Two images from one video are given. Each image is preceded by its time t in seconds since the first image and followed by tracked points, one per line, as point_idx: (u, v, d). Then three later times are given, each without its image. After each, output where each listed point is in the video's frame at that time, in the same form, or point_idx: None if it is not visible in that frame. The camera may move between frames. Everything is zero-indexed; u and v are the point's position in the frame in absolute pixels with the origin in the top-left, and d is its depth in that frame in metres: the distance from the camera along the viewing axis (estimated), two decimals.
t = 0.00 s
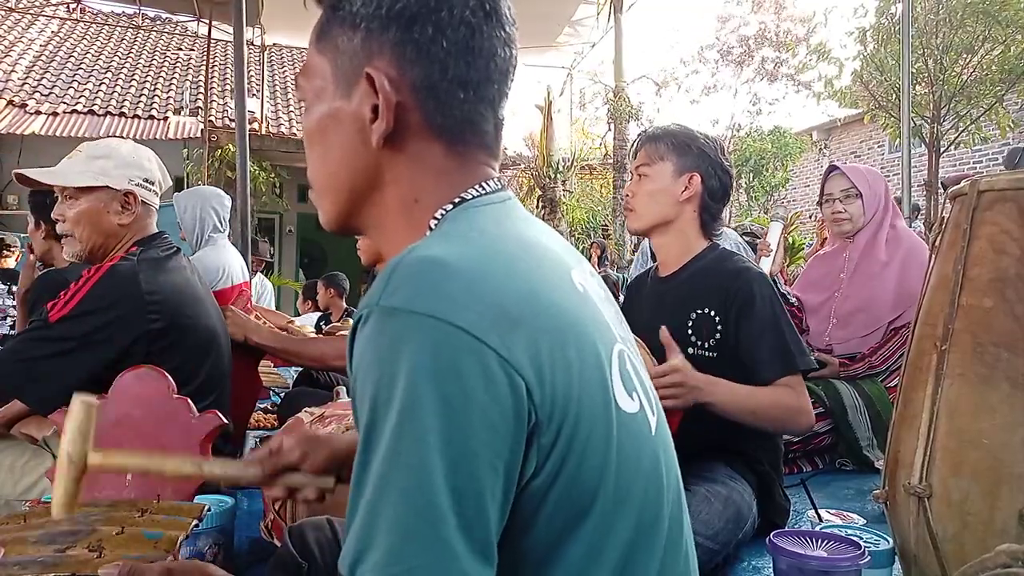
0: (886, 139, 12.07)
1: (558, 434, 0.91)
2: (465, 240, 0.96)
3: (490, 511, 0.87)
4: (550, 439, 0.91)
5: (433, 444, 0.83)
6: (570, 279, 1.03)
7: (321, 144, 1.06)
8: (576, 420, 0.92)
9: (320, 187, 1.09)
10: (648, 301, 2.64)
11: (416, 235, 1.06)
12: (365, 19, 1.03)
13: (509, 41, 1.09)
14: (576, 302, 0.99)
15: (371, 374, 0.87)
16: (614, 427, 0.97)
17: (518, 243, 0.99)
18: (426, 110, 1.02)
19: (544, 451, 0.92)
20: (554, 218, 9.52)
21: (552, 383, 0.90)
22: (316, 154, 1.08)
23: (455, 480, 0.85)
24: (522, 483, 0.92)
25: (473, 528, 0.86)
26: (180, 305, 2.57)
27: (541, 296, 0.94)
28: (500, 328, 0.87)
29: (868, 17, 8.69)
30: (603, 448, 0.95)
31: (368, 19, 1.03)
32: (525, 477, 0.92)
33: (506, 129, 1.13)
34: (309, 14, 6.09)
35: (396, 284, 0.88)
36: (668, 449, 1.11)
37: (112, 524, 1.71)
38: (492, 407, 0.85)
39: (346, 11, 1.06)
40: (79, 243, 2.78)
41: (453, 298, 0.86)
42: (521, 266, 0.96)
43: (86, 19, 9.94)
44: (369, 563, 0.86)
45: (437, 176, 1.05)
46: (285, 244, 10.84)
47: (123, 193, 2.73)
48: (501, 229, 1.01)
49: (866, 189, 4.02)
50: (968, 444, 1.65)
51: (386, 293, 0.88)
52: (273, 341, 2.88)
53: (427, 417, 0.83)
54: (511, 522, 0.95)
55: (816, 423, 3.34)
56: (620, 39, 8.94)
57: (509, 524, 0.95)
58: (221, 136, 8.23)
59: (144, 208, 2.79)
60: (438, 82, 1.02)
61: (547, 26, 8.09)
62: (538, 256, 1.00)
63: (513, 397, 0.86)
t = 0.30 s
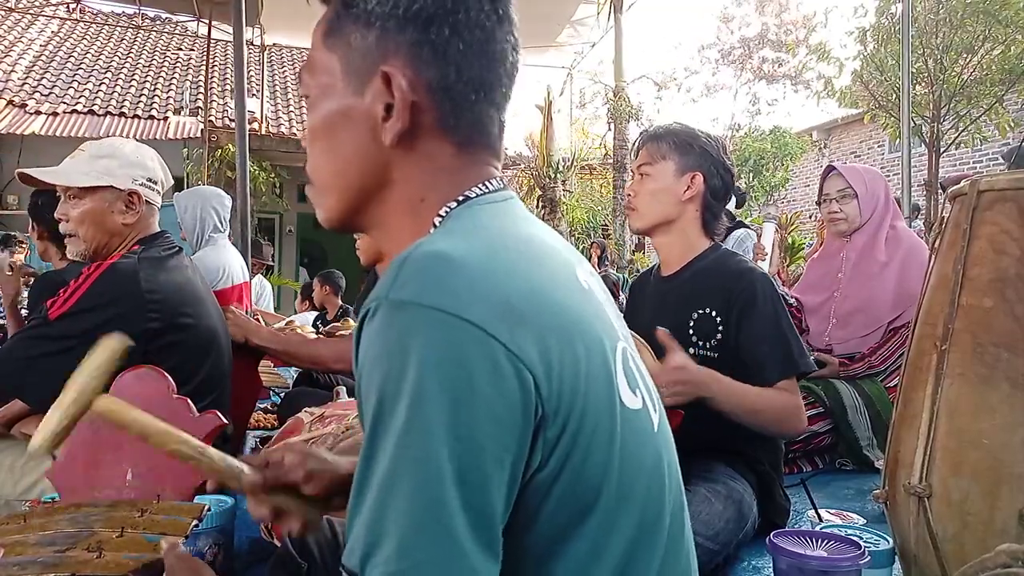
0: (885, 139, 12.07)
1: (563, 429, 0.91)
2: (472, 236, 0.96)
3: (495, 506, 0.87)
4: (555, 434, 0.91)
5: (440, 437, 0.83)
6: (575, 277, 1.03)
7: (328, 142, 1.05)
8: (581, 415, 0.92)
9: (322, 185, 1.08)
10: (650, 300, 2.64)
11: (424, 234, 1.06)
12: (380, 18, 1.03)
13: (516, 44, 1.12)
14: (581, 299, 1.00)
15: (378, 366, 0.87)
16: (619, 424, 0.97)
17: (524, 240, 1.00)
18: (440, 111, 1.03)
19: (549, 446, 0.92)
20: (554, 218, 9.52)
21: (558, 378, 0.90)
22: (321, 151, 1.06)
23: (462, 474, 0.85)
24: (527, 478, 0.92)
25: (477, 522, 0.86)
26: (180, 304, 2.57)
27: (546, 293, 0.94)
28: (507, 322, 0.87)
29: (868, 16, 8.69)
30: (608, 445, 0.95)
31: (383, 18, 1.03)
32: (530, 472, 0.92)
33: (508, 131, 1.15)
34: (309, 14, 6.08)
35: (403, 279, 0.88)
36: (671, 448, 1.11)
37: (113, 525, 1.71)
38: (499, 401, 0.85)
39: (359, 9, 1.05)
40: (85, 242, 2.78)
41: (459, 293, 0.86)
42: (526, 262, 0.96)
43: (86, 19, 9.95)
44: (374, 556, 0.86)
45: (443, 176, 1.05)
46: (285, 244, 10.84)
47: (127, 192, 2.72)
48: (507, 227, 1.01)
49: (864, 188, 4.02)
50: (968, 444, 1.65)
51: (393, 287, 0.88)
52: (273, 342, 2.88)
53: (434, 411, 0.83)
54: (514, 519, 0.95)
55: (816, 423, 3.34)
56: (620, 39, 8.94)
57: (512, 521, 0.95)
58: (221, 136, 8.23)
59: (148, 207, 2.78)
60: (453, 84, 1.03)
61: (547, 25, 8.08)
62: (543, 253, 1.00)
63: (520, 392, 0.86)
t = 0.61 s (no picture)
0: (886, 139, 12.06)
1: (555, 425, 0.91)
2: (465, 234, 0.96)
3: (486, 501, 0.87)
4: (546, 430, 0.91)
5: (430, 432, 0.84)
6: (570, 274, 1.03)
7: (360, 131, 1.03)
8: (573, 412, 0.92)
9: (336, 174, 1.04)
10: (654, 299, 2.64)
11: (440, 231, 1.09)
12: (436, 17, 1.05)
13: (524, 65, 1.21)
14: (575, 297, 1.00)
15: (370, 362, 0.87)
16: (612, 421, 0.97)
17: (518, 238, 1.00)
18: (477, 119, 1.09)
19: (540, 442, 0.92)
20: (554, 218, 9.51)
21: (549, 374, 0.90)
22: (347, 138, 1.03)
23: (452, 469, 0.85)
24: (519, 473, 0.92)
25: (468, 517, 0.86)
26: (179, 304, 2.57)
27: (541, 290, 0.94)
28: (499, 318, 0.87)
29: (868, 16, 8.67)
30: (600, 442, 0.95)
31: (440, 19, 1.05)
32: (522, 467, 0.92)
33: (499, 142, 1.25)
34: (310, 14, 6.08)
35: (395, 274, 0.88)
36: (666, 446, 1.10)
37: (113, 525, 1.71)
38: (489, 396, 0.85)
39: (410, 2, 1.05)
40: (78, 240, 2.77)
41: (452, 289, 0.86)
42: (520, 260, 0.96)
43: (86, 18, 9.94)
44: (364, 550, 0.86)
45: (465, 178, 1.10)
46: (285, 244, 10.84)
47: (126, 193, 2.72)
48: (502, 225, 1.01)
49: (863, 188, 4.02)
50: (968, 444, 1.65)
51: (385, 283, 0.88)
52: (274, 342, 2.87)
53: (425, 406, 0.83)
54: (506, 514, 0.96)
55: (815, 423, 3.33)
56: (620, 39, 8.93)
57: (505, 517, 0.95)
58: (221, 136, 8.23)
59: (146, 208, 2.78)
60: (491, 95, 1.10)
61: (546, 25, 8.07)
62: (538, 250, 1.00)
63: (510, 387, 0.86)
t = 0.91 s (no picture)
0: (886, 139, 12.06)
1: (556, 418, 0.92)
2: (468, 229, 0.96)
3: (487, 493, 0.87)
4: (546, 422, 0.92)
5: (433, 422, 0.83)
6: (571, 271, 1.03)
7: (380, 130, 1.03)
8: (574, 405, 0.92)
9: (351, 171, 1.04)
10: (653, 300, 2.64)
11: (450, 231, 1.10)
12: (457, 22, 1.07)
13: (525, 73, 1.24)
14: (576, 292, 1.00)
15: (373, 352, 0.87)
16: (612, 415, 0.97)
17: (520, 234, 1.00)
18: (488, 121, 1.11)
19: (540, 436, 0.92)
20: (554, 218, 9.51)
21: (550, 369, 0.90)
22: (364, 136, 1.03)
23: (453, 461, 0.85)
24: (519, 465, 0.93)
25: (469, 509, 0.86)
26: (178, 304, 2.57)
27: (543, 286, 0.94)
28: (501, 310, 0.87)
29: (868, 16, 8.67)
30: (600, 436, 0.95)
31: (460, 24, 1.07)
32: (522, 460, 0.92)
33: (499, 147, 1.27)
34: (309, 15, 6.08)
35: (398, 266, 0.88)
36: (666, 443, 1.11)
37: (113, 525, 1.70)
38: (491, 388, 0.85)
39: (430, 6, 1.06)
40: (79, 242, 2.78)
41: (455, 281, 0.86)
42: (523, 256, 0.96)
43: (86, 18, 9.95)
44: (365, 538, 0.86)
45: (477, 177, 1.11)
46: (285, 244, 10.84)
47: (122, 194, 2.72)
48: (504, 221, 1.02)
49: (862, 188, 4.03)
50: (968, 444, 1.65)
51: (388, 274, 0.88)
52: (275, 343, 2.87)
53: (427, 397, 0.84)
54: (507, 508, 0.96)
55: (816, 423, 3.34)
56: (619, 39, 8.93)
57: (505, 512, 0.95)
58: (220, 136, 8.23)
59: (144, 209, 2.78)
60: (500, 100, 1.12)
61: (546, 26, 8.09)
62: (539, 246, 1.01)
63: (512, 379, 0.86)
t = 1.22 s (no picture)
0: (886, 139, 12.07)
1: (554, 417, 0.92)
2: (467, 228, 0.96)
3: (485, 492, 0.87)
4: (545, 421, 0.92)
5: (431, 421, 0.84)
6: (570, 271, 1.03)
7: (385, 131, 1.03)
8: (572, 404, 0.92)
9: (354, 172, 1.04)
10: (653, 300, 2.64)
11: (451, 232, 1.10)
12: (461, 26, 1.07)
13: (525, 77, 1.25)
14: (575, 292, 1.00)
15: (372, 350, 0.87)
16: (611, 415, 0.97)
17: (519, 234, 1.00)
18: (491, 124, 1.12)
19: (538, 434, 0.92)
20: (554, 218, 9.51)
21: (548, 368, 0.90)
22: (368, 137, 1.03)
23: (452, 459, 0.85)
24: (517, 464, 0.93)
25: (467, 508, 0.86)
26: (170, 305, 2.57)
27: (542, 285, 0.94)
28: (499, 309, 0.87)
29: (868, 16, 8.68)
30: (599, 435, 0.95)
31: (464, 27, 1.08)
32: (520, 459, 0.92)
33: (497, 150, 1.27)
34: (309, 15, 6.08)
35: (397, 265, 0.88)
36: (665, 443, 1.10)
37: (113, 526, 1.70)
38: (489, 386, 0.85)
39: (437, 10, 1.06)
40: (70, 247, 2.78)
41: (454, 280, 0.86)
42: (522, 255, 0.96)
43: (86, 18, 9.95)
44: (363, 536, 0.86)
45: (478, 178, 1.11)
46: (284, 244, 10.85)
47: (112, 197, 2.72)
48: (503, 222, 1.02)
49: (863, 187, 4.02)
50: (968, 444, 1.65)
51: (387, 272, 0.88)
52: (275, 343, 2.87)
53: (425, 396, 0.84)
54: (505, 506, 0.96)
55: (816, 423, 3.34)
56: (620, 39, 8.94)
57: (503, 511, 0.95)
58: (221, 136, 8.24)
59: (134, 211, 2.78)
60: (500, 103, 1.13)
61: (547, 26, 8.10)
62: (539, 245, 1.01)
63: (510, 377, 0.86)
